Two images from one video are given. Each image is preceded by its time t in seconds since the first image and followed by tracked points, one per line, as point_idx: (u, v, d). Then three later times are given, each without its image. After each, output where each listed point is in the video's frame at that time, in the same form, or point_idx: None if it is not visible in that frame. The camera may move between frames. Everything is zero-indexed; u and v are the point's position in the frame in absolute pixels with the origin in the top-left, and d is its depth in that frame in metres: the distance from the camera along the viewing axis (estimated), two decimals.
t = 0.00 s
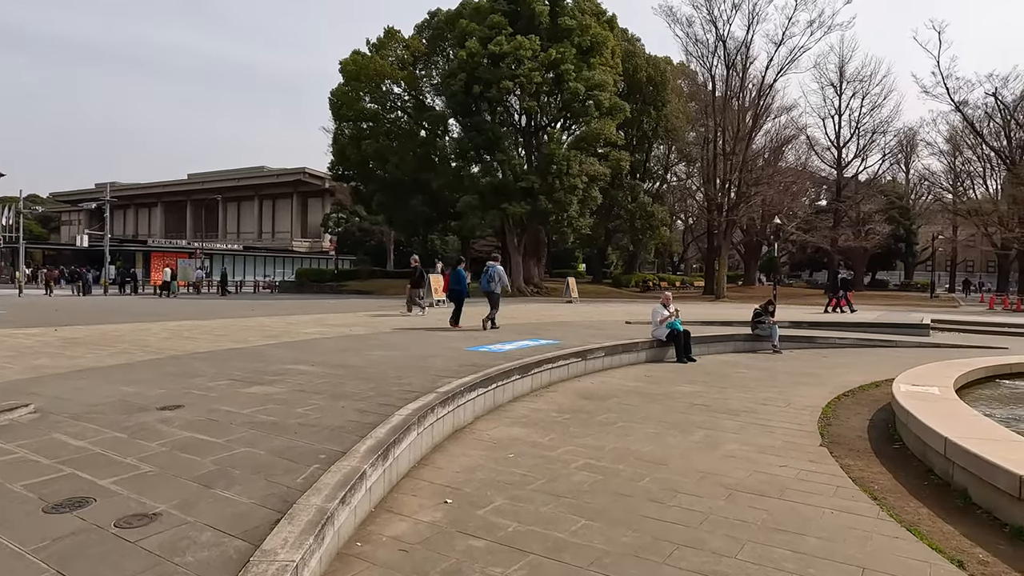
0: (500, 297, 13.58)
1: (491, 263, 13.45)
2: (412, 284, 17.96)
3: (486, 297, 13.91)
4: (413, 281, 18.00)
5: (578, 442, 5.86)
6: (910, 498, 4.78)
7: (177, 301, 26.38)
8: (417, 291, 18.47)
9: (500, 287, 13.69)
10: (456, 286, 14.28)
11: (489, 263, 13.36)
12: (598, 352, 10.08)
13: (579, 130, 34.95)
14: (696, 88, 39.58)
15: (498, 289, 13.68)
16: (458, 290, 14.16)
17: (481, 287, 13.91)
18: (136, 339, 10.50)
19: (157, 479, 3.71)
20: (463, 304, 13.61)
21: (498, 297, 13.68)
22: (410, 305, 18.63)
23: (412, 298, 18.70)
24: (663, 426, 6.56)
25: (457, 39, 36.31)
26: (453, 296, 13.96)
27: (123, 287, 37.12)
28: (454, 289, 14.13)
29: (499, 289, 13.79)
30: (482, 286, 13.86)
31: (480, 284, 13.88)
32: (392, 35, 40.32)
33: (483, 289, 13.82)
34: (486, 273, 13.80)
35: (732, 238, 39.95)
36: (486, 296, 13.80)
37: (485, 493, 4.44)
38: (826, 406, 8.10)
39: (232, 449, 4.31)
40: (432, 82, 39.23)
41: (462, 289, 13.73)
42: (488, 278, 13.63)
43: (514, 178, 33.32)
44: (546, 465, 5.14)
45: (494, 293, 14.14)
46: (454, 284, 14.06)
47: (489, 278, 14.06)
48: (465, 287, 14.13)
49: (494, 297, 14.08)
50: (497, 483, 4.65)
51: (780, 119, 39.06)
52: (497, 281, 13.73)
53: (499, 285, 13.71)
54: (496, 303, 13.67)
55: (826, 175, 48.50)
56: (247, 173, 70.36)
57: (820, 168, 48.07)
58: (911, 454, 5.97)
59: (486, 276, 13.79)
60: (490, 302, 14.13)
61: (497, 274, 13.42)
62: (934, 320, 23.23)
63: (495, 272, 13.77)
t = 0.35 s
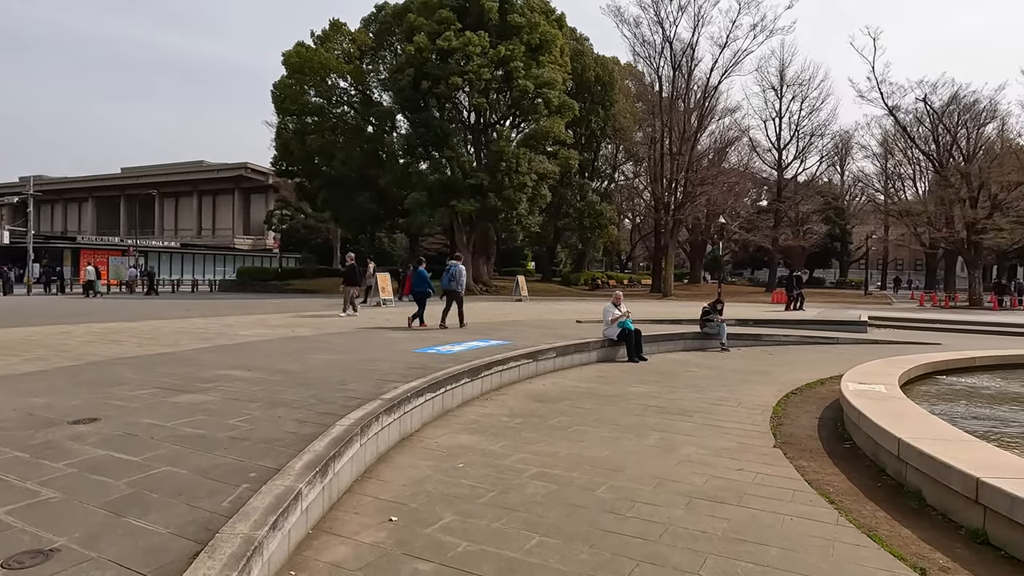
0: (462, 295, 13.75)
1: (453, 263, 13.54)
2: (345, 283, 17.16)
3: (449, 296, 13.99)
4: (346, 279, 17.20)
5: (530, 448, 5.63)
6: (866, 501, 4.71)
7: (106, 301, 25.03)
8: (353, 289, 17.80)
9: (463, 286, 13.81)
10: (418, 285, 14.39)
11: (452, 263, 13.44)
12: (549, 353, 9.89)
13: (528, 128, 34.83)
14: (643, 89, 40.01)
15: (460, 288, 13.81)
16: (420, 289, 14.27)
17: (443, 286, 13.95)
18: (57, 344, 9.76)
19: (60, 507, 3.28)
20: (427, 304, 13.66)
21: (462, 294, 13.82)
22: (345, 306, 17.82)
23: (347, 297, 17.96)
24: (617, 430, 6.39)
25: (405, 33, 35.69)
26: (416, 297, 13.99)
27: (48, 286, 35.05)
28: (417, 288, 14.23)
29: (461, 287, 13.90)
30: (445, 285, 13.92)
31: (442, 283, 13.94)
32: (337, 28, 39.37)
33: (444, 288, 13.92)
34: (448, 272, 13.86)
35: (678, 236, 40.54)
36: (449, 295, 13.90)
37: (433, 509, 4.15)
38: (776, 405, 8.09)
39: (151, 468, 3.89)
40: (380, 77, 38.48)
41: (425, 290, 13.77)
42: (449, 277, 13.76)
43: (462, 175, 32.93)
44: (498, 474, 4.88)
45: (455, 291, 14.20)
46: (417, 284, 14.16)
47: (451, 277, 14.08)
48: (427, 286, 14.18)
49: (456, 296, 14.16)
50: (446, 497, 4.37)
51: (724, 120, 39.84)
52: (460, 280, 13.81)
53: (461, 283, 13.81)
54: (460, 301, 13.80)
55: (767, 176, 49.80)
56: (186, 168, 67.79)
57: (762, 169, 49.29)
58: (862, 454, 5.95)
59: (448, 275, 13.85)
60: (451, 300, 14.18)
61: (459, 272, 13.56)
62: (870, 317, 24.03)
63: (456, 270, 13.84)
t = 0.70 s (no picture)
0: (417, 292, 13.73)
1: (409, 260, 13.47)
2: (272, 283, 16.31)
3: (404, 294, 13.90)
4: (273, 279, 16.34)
5: (474, 455, 5.35)
6: (816, 502, 4.62)
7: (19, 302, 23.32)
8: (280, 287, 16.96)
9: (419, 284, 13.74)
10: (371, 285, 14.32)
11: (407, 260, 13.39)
12: (494, 353, 9.64)
13: (473, 126, 34.48)
14: (587, 88, 40.16)
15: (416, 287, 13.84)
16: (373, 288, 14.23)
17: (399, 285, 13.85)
18: None
19: None
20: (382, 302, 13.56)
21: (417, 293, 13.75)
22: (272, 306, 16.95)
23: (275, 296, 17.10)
24: (564, 433, 6.17)
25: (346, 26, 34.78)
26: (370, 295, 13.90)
27: None
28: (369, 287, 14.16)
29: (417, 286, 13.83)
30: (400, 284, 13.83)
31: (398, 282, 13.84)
32: (275, 19, 38.06)
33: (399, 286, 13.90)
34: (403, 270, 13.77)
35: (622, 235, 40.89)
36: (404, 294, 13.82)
37: (368, 526, 3.82)
38: (721, 403, 8.06)
39: (42, 490, 3.43)
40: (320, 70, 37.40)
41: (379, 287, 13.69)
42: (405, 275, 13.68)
43: (406, 172, 32.30)
44: (440, 484, 4.58)
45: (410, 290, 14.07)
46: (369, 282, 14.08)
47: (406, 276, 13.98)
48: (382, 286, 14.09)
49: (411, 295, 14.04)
50: (383, 512, 4.04)
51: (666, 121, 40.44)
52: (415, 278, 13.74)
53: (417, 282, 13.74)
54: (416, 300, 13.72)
55: (707, 176, 50.85)
56: (114, 162, 64.52)
57: (702, 170, 50.33)
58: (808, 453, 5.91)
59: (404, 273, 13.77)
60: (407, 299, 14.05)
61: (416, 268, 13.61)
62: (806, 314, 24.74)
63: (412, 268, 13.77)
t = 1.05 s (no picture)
0: (371, 293, 13.37)
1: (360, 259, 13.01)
2: (188, 283, 15.24)
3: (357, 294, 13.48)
4: (188, 279, 15.28)
5: (415, 466, 5.05)
6: (767, 507, 4.52)
7: None
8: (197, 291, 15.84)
9: (370, 285, 13.28)
10: (326, 282, 14.01)
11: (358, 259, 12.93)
12: (437, 355, 9.32)
13: (415, 123, 33.91)
14: (530, 87, 40.10)
15: (368, 286, 13.43)
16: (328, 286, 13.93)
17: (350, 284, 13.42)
18: None
19: None
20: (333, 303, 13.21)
21: (369, 293, 13.32)
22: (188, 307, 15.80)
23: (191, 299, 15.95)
24: (509, 439, 5.92)
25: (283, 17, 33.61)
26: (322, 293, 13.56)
27: None
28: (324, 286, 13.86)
29: (369, 286, 13.38)
30: (352, 283, 13.38)
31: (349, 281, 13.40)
32: (207, 7, 36.43)
33: (352, 286, 13.53)
34: (354, 269, 13.31)
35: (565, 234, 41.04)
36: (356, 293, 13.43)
37: (296, 553, 3.47)
38: (668, 403, 7.97)
39: None
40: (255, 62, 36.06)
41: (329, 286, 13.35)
42: (357, 275, 13.23)
43: (346, 169, 31.48)
44: (377, 501, 4.26)
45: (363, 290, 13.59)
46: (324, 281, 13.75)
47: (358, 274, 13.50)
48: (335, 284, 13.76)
49: (364, 294, 13.58)
50: (314, 536, 3.69)
51: (608, 121, 40.80)
52: (368, 278, 13.27)
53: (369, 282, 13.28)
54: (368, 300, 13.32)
55: (648, 177, 51.63)
56: (31, 154, 60.67)
57: (643, 170, 51.02)
58: (754, 454, 5.86)
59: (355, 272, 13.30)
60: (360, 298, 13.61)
61: (366, 269, 13.15)
62: (744, 312, 25.31)
63: (363, 267, 13.32)
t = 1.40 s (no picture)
0: (329, 296, 12.90)
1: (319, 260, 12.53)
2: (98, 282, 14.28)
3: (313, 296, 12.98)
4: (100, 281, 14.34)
5: (357, 479, 4.71)
6: (727, 514, 4.37)
7: None
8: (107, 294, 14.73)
9: (328, 288, 12.79)
10: (280, 284, 13.44)
11: (317, 261, 12.45)
12: (383, 358, 8.94)
13: (361, 121, 33.18)
14: (478, 87, 39.79)
15: (326, 289, 12.94)
16: (283, 288, 13.37)
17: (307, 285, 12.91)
18: None
19: None
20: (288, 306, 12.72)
21: (327, 295, 12.85)
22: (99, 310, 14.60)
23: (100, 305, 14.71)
24: (459, 448, 5.63)
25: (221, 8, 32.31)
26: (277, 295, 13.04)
27: None
28: (279, 287, 13.30)
29: (327, 288, 12.90)
30: (309, 285, 12.88)
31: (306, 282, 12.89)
32: None
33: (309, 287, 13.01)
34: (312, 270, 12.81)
35: (513, 235, 40.87)
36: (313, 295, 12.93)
37: None
38: (620, 406, 7.80)
39: None
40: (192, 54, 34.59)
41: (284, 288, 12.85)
42: (315, 276, 12.74)
43: (288, 166, 30.51)
44: (315, 521, 3.90)
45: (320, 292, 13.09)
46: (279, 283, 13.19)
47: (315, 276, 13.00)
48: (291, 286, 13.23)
49: (321, 296, 13.08)
50: (243, 563, 3.33)
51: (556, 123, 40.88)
52: (326, 280, 12.79)
53: (327, 284, 12.80)
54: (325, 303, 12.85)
55: (595, 178, 52.03)
56: None
57: (590, 172, 51.38)
58: (711, 457, 5.74)
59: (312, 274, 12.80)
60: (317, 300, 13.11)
61: (324, 271, 12.67)
62: (690, 312, 25.65)
63: (321, 268, 12.83)
